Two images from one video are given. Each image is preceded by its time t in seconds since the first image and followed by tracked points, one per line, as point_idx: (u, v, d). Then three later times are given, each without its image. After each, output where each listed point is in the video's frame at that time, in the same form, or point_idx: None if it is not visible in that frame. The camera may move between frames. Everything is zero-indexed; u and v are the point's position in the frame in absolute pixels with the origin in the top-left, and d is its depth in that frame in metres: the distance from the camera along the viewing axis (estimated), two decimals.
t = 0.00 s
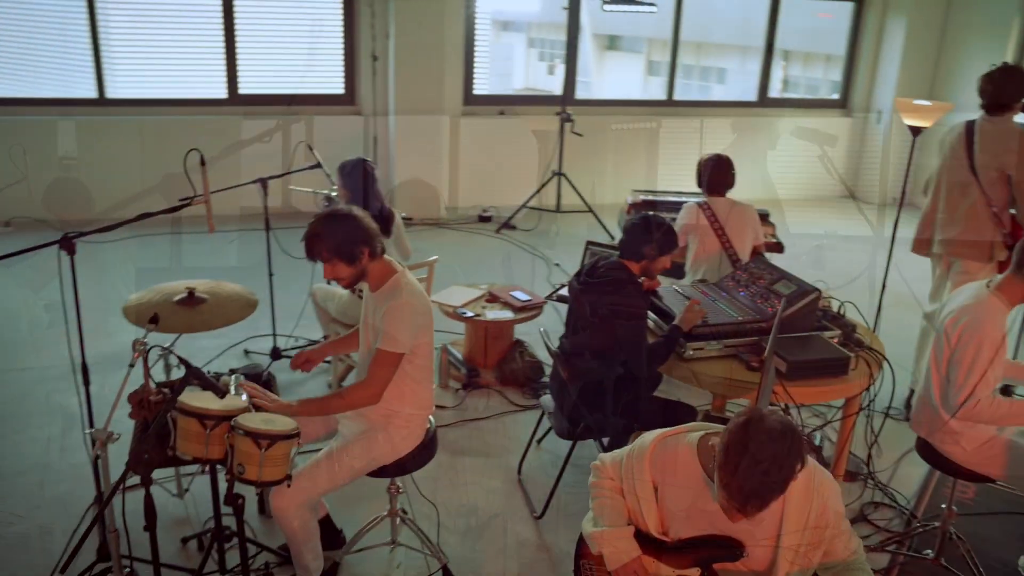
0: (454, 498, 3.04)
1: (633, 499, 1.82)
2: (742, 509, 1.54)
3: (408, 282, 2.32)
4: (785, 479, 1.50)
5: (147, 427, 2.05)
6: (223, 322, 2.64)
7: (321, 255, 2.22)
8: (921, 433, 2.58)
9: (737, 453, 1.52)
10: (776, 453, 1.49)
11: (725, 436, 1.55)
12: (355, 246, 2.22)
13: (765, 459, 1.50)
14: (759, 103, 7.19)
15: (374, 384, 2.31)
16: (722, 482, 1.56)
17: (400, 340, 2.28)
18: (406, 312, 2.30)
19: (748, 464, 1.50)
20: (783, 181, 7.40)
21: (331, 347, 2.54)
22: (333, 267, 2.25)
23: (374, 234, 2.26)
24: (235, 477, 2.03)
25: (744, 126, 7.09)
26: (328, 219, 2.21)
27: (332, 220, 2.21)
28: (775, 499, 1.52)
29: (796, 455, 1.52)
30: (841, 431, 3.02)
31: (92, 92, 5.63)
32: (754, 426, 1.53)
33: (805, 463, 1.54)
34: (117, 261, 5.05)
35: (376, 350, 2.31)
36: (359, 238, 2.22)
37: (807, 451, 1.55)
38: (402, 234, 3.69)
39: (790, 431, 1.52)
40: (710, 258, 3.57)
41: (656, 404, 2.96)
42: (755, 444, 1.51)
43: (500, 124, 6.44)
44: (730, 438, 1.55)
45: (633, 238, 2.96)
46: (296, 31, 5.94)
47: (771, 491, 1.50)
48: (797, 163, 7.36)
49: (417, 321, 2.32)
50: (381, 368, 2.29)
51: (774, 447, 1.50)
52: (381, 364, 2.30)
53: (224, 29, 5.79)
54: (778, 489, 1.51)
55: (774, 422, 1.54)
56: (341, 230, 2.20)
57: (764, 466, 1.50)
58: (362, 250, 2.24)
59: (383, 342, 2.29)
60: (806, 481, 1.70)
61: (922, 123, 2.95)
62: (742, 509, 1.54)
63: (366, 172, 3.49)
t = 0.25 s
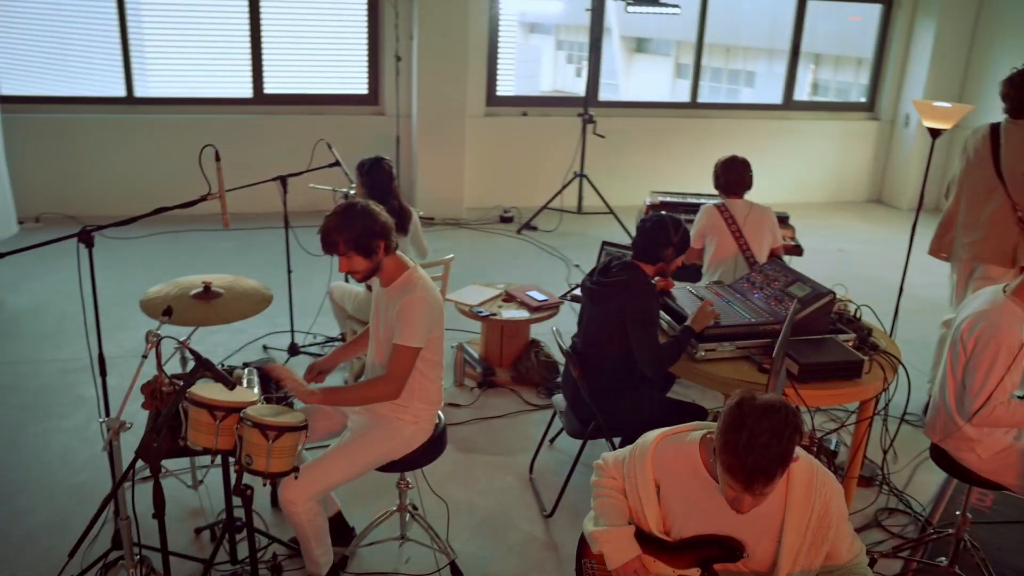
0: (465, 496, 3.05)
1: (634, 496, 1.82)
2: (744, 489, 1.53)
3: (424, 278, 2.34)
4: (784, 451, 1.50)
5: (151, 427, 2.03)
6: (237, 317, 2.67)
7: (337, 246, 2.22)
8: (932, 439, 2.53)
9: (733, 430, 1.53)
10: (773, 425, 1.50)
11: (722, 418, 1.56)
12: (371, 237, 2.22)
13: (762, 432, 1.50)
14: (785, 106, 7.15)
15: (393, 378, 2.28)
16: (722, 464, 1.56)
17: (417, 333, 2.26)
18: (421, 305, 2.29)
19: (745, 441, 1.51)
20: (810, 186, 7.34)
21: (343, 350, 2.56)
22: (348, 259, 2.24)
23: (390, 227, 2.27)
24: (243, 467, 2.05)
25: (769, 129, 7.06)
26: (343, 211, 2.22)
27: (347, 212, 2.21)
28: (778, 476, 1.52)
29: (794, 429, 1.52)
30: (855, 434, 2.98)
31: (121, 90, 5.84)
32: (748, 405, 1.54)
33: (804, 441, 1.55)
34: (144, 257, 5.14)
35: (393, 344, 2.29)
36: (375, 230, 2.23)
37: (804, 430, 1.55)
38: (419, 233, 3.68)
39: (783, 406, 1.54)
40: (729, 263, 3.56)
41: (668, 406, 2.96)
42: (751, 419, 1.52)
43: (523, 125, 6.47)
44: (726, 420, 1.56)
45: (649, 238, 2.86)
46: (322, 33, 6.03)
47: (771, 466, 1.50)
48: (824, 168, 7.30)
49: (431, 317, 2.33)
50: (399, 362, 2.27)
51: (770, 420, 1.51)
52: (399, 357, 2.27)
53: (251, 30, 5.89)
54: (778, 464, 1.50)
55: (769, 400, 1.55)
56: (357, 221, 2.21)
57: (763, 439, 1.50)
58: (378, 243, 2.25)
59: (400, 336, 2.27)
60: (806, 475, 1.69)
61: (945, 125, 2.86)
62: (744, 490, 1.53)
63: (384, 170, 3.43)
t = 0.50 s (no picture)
0: (472, 493, 3.05)
1: (632, 493, 1.82)
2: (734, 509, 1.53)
3: (430, 277, 2.31)
4: (780, 478, 1.49)
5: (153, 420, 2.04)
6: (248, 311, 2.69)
7: (338, 248, 2.23)
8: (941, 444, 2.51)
9: (730, 452, 1.51)
10: (771, 452, 1.48)
11: (718, 437, 1.54)
12: (373, 239, 2.23)
13: (758, 457, 1.49)
14: (807, 109, 7.09)
15: (394, 373, 2.30)
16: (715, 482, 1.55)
17: (420, 330, 2.28)
18: (424, 304, 2.29)
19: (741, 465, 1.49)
20: (831, 189, 7.28)
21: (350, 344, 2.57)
22: (350, 260, 2.26)
23: (392, 228, 2.27)
24: (246, 460, 2.08)
25: (790, 132, 7.00)
26: (345, 212, 2.23)
27: (342, 216, 2.22)
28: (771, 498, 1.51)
29: (791, 453, 1.51)
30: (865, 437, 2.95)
31: (143, 87, 5.91)
32: (748, 427, 1.51)
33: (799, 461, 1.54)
34: (162, 253, 5.19)
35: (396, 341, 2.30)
36: (377, 230, 2.23)
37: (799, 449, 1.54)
38: (431, 231, 3.69)
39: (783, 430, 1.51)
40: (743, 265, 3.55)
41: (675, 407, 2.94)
42: (749, 444, 1.50)
43: (542, 126, 6.46)
44: (723, 438, 1.53)
45: (658, 238, 2.81)
46: (343, 33, 6.06)
47: (766, 491, 1.49)
48: (845, 172, 7.23)
49: (437, 315, 2.31)
50: (402, 358, 2.28)
51: (769, 446, 1.49)
52: (403, 353, 2.29)
53: (272, 28, 5.94)
54: (773, 488, 1.50)
55: (769, 422, 1.52)
56: (358, 224, 2.22)
57: (758, 465, 1.49)
58: (380, 244, 2.25)
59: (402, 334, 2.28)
60: (804, 478, 1.68)
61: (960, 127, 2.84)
62: (735, 509, 1.53)
63: (396, 169, 3.43)
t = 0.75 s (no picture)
0: (474, 492, 3.05)
1: (625, 493, 1.80)
2: (715, 490, 1.58)
3: (431, 274, 2.34)
4: (754, 454, 1.54)
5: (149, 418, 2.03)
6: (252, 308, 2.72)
7: (344, 237, 2.23)
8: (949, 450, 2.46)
9: (705, 434, 1.58)
10: (745, 432, 1.54)
11: (697, 421, 1.62)
12: (379, 231, 2.24)
13: (732, 437, 1.55)
14: (822, 110, 7.04)
15: (382, 368, 2.30)
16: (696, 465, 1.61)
17: (413, 325, 2.28)
18: (422, 299, 2.30)
19: (714, 444, 1.56)
20: (847, 191, 7.22)
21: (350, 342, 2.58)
22: (354, 251, 2.25)
23: (398, 223, 2.29)
24: (242, 456, 2.08)
25: (806, 133, 6.95)
26: (354, 203, 2.24)
27: (360, 203, 2.24)
28: (750, 478, 1.56)
29: (767, 435, 1.56)
30: (870, 441, 2.91)
31: (159, 86, 5.96)
32: (722, 409, 1.59)
33: (779, 446, 1.58)
34: (175, 250, 5.24)
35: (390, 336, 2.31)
36: (383, 224, 2.25)
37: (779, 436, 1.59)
38: (438, 230, 3.67)
39: (758, 411, 1.57)
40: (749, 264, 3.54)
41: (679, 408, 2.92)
42: (723, 425, 1.57)
43: (555, 126, 6.45)
44: (701, 422, 1.61)
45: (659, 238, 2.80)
46: (357, 33, 6.08)
47: (741, 470, 1.54)
48: (862, 173, 7.17)
49: (435, 312, 2.34)
50: (391, 357, 2.29)
51: (741, 426, 1.55)
52: (391, 348, 2.29)
53: (286, 28, 5.97)
54: (748, 468, 1.54)
55: (745, 404, 1.59)
56: (365, 215, 2.22)
57: (731, 444, 1.55)
58: (385, 237, 2.26)
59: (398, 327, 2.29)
60: (797, 476, 1.65)
61: (969, 127, 2.80)
62: (716, 492, 1.58)
63: (403, 167, 3.43)
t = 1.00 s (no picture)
0: (477, 492, 3.05)
1: (618, 495, 1.79)
2: (709, 503, 1.56)
3: (429, 274, 2.34)
4: (748, 471, 1.51)
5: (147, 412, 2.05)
6: (257, 307, 2.75)
7: (335, 247, 2.25)
8: (951, 455, 2.45)
9: (701, 446, 1.55)
10: (742, 447, 1.51)
11: (693, 432, 1.59)
12: (369, 238, 2.25)
13: (728, 451, 1.52)
14: (839, 113, 6.98)
15: (401, 371, 2.27)
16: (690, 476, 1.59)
17: (422, 328, 2.27)
18: (428, 301, 2.29)
19: (710, 458, 1.53)
20: (863, 194, 7.16)
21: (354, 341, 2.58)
22: (347, 259, 2.27)
23: (388, 227, 2.29)
24: (239, 452, 2.10)
25: (824, 135, 6.90)
26: (342, 213, 2.25)
27: (348, 213, 2.25)
28: (742, 494, 1.53)
29: (763, 449, 1.53)
30: (876, 445, 2.89)
31: (176, 86, 6.02)
32: (719, 420, 1.56)
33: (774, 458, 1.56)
34: (188, 249, 5.29)
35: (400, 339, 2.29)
36: (373, 230, 2.26)
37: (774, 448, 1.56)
38: (446, 230, 3.67)
39: (755, 424, 1.54)
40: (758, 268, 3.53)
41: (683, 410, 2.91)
42: (719, 438, 1.54)
43: (569, 127, 6.45)
44: (696, 433, 1.58)
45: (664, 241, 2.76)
46: (375, 33, 6.12)
47: (735, 484, 1.52)
48: (878, 177, 7.11)
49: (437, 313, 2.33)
50: (407, 355, 2.27)
51: (738, 440, 1.52)
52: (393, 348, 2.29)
53: (302, 29, 6.01)
54: (744, 482, 1.52)
55: (742, 417, 1.56)
56: (354, 223, 2.24)
57: (727, 458, 1.52)
58: (376, 243, 2.27)
59: (406, 330, 2.27)
60: (788, 482, 1.66)
61: (979, 130, 2.77)
62: (709, 504, 1.56)
63: (413, 168, 3.44)
